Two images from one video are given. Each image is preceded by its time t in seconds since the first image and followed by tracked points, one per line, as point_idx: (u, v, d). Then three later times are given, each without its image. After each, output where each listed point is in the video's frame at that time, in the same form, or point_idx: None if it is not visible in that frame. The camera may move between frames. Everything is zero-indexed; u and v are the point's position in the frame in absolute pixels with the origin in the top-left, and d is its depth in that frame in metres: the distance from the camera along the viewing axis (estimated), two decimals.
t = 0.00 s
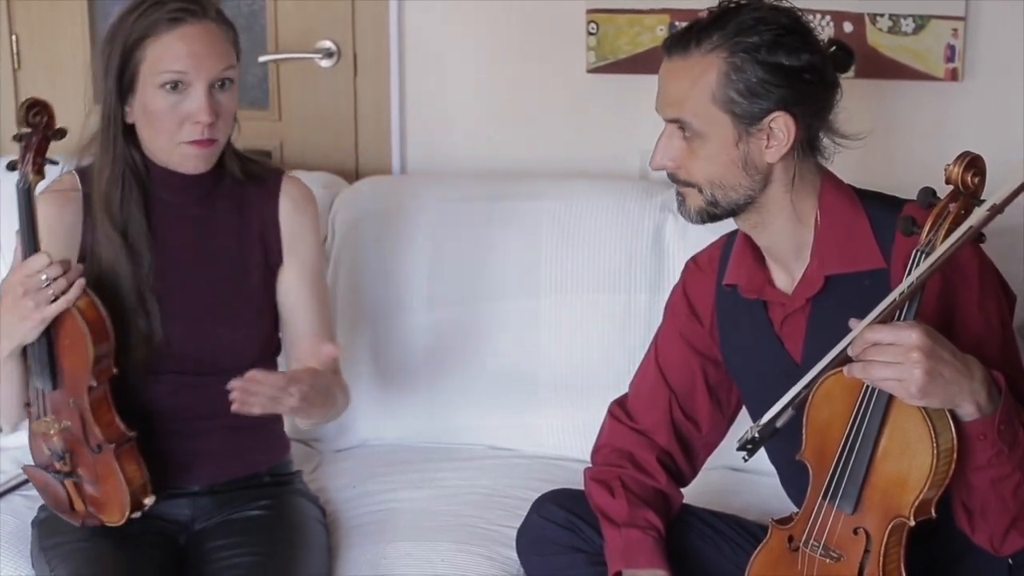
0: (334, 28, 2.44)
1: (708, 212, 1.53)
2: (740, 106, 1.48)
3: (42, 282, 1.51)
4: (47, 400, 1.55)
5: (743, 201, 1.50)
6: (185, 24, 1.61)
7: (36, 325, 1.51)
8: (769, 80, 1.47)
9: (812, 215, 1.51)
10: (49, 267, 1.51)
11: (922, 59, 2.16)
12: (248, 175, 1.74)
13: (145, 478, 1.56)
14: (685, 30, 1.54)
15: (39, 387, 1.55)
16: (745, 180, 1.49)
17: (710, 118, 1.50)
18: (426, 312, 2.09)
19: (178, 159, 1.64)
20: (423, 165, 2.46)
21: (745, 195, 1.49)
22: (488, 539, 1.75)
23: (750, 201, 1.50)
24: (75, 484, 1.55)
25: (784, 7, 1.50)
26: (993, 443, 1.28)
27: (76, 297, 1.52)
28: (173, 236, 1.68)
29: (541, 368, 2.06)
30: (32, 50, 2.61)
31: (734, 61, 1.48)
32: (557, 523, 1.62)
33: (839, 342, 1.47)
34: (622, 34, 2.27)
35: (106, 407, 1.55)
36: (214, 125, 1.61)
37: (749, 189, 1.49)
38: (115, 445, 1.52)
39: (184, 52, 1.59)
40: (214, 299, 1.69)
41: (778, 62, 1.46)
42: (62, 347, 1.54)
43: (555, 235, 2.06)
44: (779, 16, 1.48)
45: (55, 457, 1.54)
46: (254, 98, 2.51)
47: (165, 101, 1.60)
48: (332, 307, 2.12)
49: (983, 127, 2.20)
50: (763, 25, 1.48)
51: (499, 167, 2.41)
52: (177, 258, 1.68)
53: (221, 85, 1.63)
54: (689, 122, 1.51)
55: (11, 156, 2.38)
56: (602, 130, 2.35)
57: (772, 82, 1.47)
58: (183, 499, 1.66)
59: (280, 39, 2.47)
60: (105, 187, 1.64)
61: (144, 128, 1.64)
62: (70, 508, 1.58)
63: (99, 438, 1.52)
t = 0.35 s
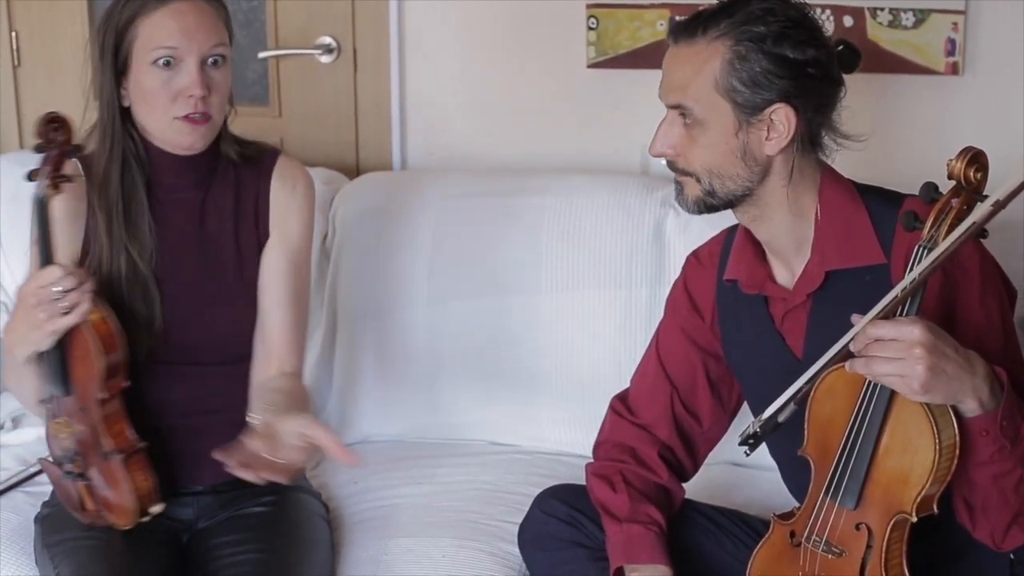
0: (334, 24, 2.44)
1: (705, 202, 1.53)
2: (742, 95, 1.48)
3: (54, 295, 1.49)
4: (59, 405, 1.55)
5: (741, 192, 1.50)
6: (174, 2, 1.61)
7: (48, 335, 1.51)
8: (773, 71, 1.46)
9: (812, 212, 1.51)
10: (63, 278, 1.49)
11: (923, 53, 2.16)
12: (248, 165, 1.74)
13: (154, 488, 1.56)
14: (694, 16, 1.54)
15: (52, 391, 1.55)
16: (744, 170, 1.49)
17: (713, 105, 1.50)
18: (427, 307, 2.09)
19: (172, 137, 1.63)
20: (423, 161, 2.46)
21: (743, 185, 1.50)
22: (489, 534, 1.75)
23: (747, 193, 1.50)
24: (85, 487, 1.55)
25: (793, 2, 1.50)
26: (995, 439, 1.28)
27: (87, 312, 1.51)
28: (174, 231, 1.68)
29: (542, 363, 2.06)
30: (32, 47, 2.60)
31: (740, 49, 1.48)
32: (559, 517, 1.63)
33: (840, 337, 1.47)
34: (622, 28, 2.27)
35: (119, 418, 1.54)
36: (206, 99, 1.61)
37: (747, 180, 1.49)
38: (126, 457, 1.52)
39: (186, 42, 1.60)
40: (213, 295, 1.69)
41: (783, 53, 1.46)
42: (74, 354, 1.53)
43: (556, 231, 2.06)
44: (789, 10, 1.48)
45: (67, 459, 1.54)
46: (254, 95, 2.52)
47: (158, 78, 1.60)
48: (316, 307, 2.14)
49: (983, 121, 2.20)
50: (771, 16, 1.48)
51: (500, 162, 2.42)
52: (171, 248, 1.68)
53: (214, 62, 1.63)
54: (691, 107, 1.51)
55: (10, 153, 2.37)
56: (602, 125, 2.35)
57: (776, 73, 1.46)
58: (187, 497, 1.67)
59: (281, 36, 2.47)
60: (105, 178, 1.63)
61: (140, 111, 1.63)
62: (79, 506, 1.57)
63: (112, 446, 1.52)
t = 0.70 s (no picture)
0: (336, 21, 2.45)
1: (705, 199, 1.53)
2: (745, 92, 1.48)
3: (35, 280, 1.48)
4: (36, 395, 1.55)
5: (741, 189, 1.50)
6: None
7: (25, 322, 1.49)
8: (776, 68, 1.46)
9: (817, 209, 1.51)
10: (41, 264, 1.48)
11: (925, 51, 2.16)
12: (259, 167, 1.75)
13: (131, 478, 1.55)
14: (698, 12, 1.54)
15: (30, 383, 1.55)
16: (745, 167, 1.49)
17: (715, 101, 1.50)
18: (430, 305, 2.09)
19: (196, 137, 1.63)
20: (424, 158, 2.45)
21: (743, 183, 1.50)
22: (491, 532, 1.75)
23: (748, 190, 1.50)
24: (62, 479, 1.56)
25: None
26: (1001, 439, 1.28)
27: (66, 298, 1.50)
28: (181, 227, 1.68)
29: (545, 361, 2.06)
30: (33, 45, 2.60)
31: (744, 46, 1.47)
32: (560, 515, 1.63)
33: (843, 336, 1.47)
34: (625, 26, 2.26)
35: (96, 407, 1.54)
36: (236, 96, 1.64)
37: (748, 177, 1.49)
38: (102, 448, 1.51)
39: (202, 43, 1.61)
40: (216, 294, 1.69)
41: (787, 50, 1.46)
42: (51, 345, 1.53)
43: (559, 229, 2.06)
44: (793, 7, 1.48)
45: (43, 451, 1.55)
46: (256, 92, 2.53)
47: (185, 75, 1.61)
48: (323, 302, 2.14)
49: (986, 119, 2.19)
50: (776, 14, 1.48)
51: (501, 160, 2.41)
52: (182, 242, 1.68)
53: (236, 61, 1.66)
54: (693, 103, 1.51)
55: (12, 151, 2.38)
56: (604, 123, 2.34)
57: (779, 70, 1.46)
58: (187, 500, 1.66)
59: (282, 34, 2.48)
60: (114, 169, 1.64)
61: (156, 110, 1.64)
62: (56, 500, 1.58)
63: (87, 438, 1.51)
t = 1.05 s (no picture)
0: (337, 24, 2.45)
1: (704, 199, 1.53)
2: (747, 94, 1.48)
3: (71, 294, 1.50)
4: (56, 412, 1.54)
5: (740, 190, 1.50)
6: (236, 32, 1.56)
7: (59, 336, 1.49)
8: (778, 70, 1.46)
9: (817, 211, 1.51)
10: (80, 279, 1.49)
11: (925, 51, 2.16)
12: (273, 185, 1.71)
13: (146, 504, 1.54)
14: (701, 12, 1.54)
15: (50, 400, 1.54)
16: (743, 168, 1.49)
17: (717, 102, 1.50)
18: (429, 307, 2.09)
19: (222, 169, 1.60)
20: (425, 160, 2.46)
21: (742, 184, 1.50)
22: (492, 534, 1.75)
23: (746, 191, 1.50)
24: (72, 498, 1.54)
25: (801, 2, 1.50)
26: (1002, 439, 1.28)
27: (102, 314, 1.50)
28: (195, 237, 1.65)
29: (546, 362, 2.06)
30: (34, 48, 2.61)
31: (746, 47, 1.48)
32: (561, 517, 1.62)
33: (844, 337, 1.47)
34: (624, 27, 2.26)
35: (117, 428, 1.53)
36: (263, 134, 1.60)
37: (746, 179, 1.50)
38: (121, 468, 1.50)
39: (237, 81, 1.56)
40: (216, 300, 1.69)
41: (789, 53, 1.46)
42: (79, 362, 1.53)
43: (559, 230, 2.06)
44: (797, 10, 1.48)
45: (56, 468, 1.53)
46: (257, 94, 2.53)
47: (218, 110, 1.56)
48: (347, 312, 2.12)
49: (986, 119, 2.20)
50: (779, 16, 1.48)
51: (502, 161, 2.42)
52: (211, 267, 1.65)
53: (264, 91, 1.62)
54: (694, 103, 1.52)
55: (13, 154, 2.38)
56: (604, 124, 2.34)
57: (781, 72, 1.46)
58: (192, 506, 1.66)
59: (283, 37, 2.48)
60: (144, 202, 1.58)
61: (182, 138, 1.58)
62: (61, 521, 1.56)
63: (105, 455, 1.50)
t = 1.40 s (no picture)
0: (337, 26, 2.46)
1: (707, 202, 1.53)
2: (752, 96, 1.48)
3: (98, 318, 1.47)
4: (74, 430, 1.53)
5: (742, 194, 1.50)
6: (238, 42, 1.55)
7: (84, 359, 1.48)
8: (783, 73, 1.46)
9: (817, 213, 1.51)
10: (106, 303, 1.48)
11: (925, 53, 2.16)
12: (272, 189, 1.71)
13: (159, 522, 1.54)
14: (703, 15, 1.54)
15: (72, 417, 1.53)
16: (747, 171, 1.49)
17: (721, 104, 1.50)
18: (428, 308, 2.09)
19: (223, 179, 1.59)
20: (424, 161, 2.46)
21: (744, 187, 1.49)
22: (492, 535, 1.75)
23: (748, 195, 1.50)
24: (85, 514, 1.53)
25: (804, 4, 1.49)
26: (999, 440, 1.28)
27: (128, 338, 1.49)
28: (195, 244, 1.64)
29: (545, 364, 2.06)
30: (34, 49, 2.61)
31: (751, 50, 1.47)
32: (562, 518, 1.62)
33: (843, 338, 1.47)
34: (624, 29, 2.26)
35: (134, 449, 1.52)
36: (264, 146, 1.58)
37: (749, 182, 1.49)
38: (139, 489, 1.50)
39: (238, 94, 1.54)
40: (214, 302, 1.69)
41: (793, 56, 1.46)
42: (101, 383, 1.51)
43: (559, 232, 2.06)
44: (800, 12, 1.47)
45: (72, 486, 1.52)
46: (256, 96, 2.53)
47: (219, 122, 1.54)
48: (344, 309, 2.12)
49: (986, 121, 2.19)
50: (783, 19, 1.47)
51: (502, 163, 2.42)
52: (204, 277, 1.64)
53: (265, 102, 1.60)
54: (698, 105, 1.51)
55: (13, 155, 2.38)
56: (604, 126, 2.34)
57: (786, 75, 1.46)
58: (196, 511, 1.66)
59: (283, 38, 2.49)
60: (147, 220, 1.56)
61: (183, 149, 1.57)
62: (73, 536, 1.55)
63: (123, 476, 1.50)
